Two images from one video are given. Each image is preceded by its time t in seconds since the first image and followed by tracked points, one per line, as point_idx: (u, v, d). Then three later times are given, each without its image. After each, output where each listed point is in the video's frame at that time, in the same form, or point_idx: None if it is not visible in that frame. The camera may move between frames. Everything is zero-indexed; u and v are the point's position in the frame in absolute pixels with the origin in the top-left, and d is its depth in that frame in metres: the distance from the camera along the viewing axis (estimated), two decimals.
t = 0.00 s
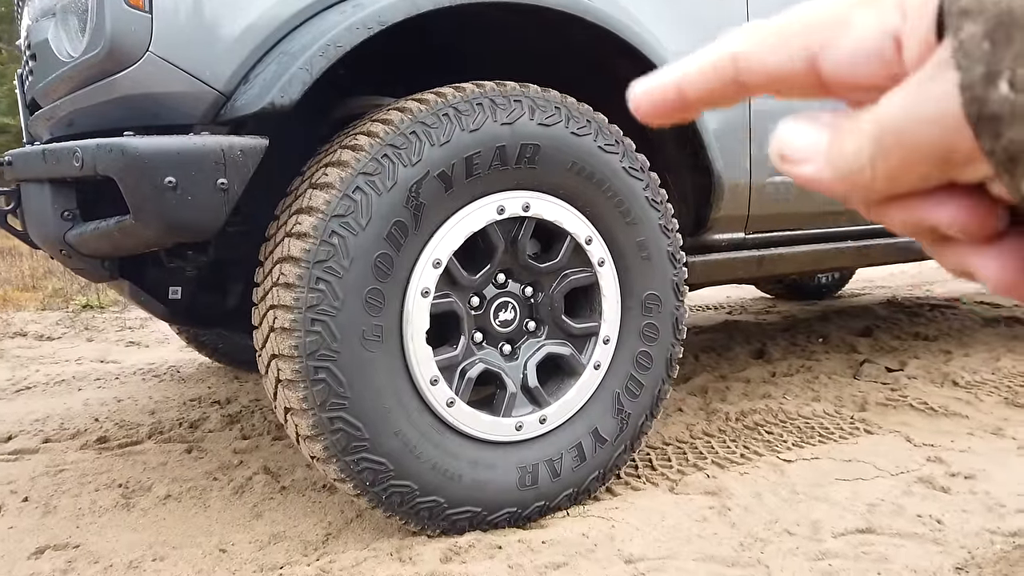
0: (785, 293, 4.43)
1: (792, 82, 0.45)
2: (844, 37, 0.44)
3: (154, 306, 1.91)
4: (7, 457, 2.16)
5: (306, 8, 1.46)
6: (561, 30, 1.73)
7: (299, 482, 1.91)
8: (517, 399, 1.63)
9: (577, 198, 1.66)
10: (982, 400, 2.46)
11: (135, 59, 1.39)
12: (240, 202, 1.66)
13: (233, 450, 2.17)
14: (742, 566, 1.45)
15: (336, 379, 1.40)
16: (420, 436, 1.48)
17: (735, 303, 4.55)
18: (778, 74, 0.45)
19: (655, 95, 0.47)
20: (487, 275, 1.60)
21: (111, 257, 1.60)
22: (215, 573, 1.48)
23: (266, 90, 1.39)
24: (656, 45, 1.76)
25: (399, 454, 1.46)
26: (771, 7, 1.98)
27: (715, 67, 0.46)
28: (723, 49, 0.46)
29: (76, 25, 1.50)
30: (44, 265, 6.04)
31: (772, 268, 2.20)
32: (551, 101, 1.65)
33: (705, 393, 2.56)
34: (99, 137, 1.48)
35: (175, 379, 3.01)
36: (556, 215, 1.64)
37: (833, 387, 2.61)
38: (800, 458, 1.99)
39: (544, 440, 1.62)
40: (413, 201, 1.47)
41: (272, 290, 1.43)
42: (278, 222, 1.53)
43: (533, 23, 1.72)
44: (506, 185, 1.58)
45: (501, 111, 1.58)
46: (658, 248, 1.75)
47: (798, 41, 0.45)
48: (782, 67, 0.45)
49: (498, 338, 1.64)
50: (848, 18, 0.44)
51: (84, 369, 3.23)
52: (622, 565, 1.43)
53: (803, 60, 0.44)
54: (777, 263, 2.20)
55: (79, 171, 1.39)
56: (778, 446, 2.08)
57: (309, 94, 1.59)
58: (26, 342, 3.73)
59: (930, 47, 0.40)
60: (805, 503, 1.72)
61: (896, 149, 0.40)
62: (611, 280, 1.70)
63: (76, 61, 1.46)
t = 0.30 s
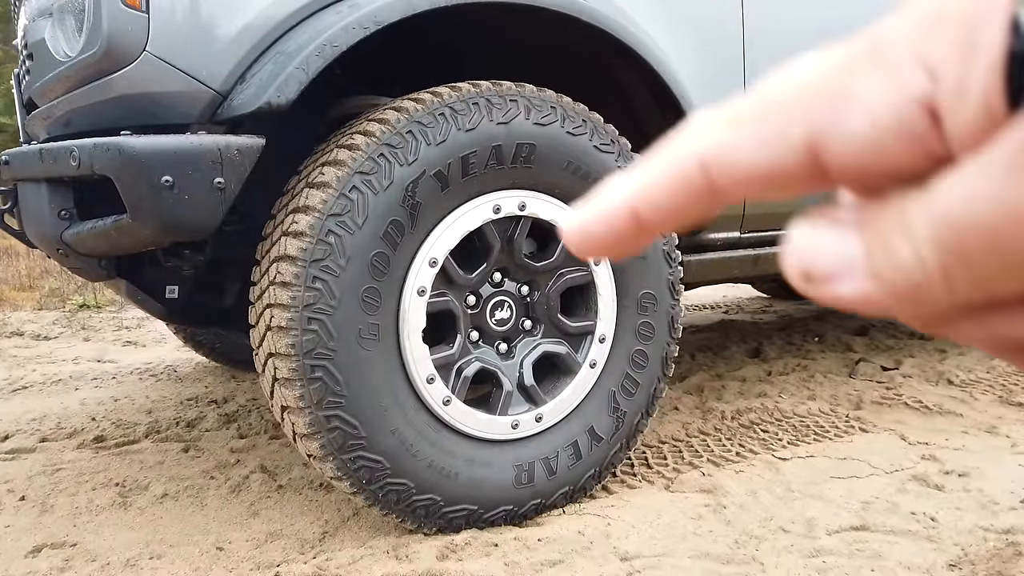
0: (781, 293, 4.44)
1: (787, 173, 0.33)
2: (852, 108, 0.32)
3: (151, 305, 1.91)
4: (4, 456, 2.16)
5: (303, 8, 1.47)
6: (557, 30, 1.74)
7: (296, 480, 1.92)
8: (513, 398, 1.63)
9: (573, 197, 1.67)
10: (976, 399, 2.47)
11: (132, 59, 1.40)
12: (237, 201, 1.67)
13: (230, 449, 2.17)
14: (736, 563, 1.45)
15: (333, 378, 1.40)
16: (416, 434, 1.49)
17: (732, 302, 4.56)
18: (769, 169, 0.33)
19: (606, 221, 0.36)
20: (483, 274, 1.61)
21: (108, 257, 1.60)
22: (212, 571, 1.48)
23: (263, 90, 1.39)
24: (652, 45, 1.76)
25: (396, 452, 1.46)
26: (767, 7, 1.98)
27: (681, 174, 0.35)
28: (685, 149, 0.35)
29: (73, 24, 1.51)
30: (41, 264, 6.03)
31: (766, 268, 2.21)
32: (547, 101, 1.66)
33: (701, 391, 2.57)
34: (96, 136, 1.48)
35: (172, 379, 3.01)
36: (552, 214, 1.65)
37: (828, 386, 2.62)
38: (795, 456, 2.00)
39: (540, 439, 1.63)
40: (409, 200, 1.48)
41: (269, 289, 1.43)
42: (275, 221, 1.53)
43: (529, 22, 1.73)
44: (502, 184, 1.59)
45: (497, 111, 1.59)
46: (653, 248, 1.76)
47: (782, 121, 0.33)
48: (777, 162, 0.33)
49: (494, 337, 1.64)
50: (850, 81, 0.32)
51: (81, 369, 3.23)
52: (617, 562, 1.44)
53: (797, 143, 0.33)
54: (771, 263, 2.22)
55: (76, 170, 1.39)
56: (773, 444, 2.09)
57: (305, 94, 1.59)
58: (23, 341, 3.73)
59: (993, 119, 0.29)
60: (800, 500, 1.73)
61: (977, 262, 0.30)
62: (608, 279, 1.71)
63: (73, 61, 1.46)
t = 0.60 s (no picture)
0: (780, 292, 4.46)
1: (989, 207, 0.24)
2: None
3: (151, 304, 1.91)
4: (2, 455, 2.16)
5: (304, 6, 1.47)
6: (558, 28, 1.74)
7: (296, 479, 1.92)
8: (514, 396, 1.63)
9: (573, 196, 1.67)
10: (974, 398, 2.48)
11: (133, 57, 1.40)
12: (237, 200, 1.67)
13: (230, 448, 2.17)
14: (737, 561, 1.46)
15: (335, 376, 1.40)
16: (417, 433, 1.49)
17: (730, 301, 4.57)
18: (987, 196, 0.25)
19: (820, 229, 0.29)
20: (484, 273, 1.61)
21: (108, 255, 1.60)
22: (213, 569, 1.48)
23: (264, 88, 1.39)
24: (652, 43, 1.76)
25: (397, 450, 1.46)
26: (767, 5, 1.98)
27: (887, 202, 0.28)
28: (899, 171, 0.28)
29: (74, 23, 1.51)
30: (39, 263, 6.01)
31: (766, 267, 2.21)
32: (548, 100, 1.66)
33: (700, 390, 2.57)
34: (96, 135, 1.48)
35: (171, 378, 3.01)
36: (552, 213, 1.65)
37: (827, 385, 2.62)
38: (795, 455, 2.00)
39: (541, 437, 1.63)
40: (410, 199, 1.48)
41: (270, 287, 1.43)
42: (276, 219, 1.53)
43: (529, 21, 1.73)
44: (503, 183, 1.59)
45: (498, 109, 1.59)
46: (654, 246, 1.76)
47: None
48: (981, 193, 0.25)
49: (495, 335, 1.64)
50: None
51: (79, 368, 3.23)
52: (618, 561, 1.44)
53: (1022, 179, 0.24)
54: (770, 263, 2.22)
55: (76, 168, 1.39)
56: (773, 443, 2.09)
57: (306, 92, 1.59)
58: (20, 341, 3.72)
59: None
60: (800, 499, 1.74)
61: None
62: (608, 277, 1.71)
63: (73, 59, 1.46)
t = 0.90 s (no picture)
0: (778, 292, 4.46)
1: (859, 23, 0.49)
2: None
3: (150, 305, 1.90)
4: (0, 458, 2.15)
5: (305, 7, 1.46)
6: (560, 29, 1.73)
7: (296, 481, 1.91)
8: (515, 398, 1.63)
9: (575, 197, 1.66)
10: (974, 399, 2.48)
11: (132, 58, 1.39)
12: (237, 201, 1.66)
13: (229, 450, 2.16)
14: (740, 564, 1.45)
15: (335, 379, 1.40)
16: (418, 436, 1.48)
17: (729, 302, 4.56)
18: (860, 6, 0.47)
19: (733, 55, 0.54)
20: (485, 274, 1.60)
21: (107, 257, 1.59)
22: (213, 573, 1.48)
23: (264, 89, 1.39)
24: (653, 44, 1.76)
25: (398, 453, 1.46)
26: (767, 6, 1.98)
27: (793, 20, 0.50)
28: None
29: (72, 23, 1.50)
30: (36, 263, 5.97)
31: (766, 268, 2.21)
32: (549, 101, 1.65)
33: (700, 391, 2.57)
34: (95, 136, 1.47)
35: (169, 379, 2.99)
36: (553, 214, 1.64)
37: (827, 386, 2.62)
38: (796, 456, 2.00)
39: (542, 439, 1.62)
40: (412, 200, 1.47)
41: (270, 289, 1.42)
42: (277, 220, 1.52)
43: (530, 22, 1.73)
44: (504, 184, 1.58)
45: (499, 110, 1.58)
46: (655, 247, 1.76)
47: None
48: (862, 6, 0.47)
49: (496, 337, 1.64)
50: None
51: (77, 369, 3.22)
52: (620, 564, 1.43)
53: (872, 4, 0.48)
54: (771, 264, 2.21)
55: (75, 170, 1.38)
56: (774, 444, 2.09)
57: (306, 93, 1.59)
58: (18, 342, 3.71)
59: None
60: (801, 501, 1.73)
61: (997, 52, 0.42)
62: (609, 279, 1.71)
63: (72, 60, 1.45)
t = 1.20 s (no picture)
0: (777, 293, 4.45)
1: None
2: None
3: (147, 307, 1.89)
4: None
5: (303, 6, 1.45)
6: (560, 29, 1.73)
7: (294, 484, 1.90)
8: (515, 401, 1.62)
9: (575, 198, 1.65)
10: (974, 399, 2.47)
11: (129, 58, 1.38)
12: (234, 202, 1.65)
13: (227, 452, 2.15)
14: (741, 567, 1.44)
15: (334, 382, 1.39)
16: (418, 438, 1.47)
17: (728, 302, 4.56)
18: None
19: None
20: (485, 276, 1.59)
21: (104, 258, 1.58)
22: None
23: (263, 89, 1.37)
24: (654, 44, 1.75)
25: (397, 456, 1.45)
26: (768, 6, 1.97)
27: None
28: None
29: (69, 22, 1.48)
30: (33, 263, 5.95)
31: (767, 269, 2.20)
32: (549, 101, 1.64)
33: (700, 392, 2.56)
34: (92, 136, 1.46)
35: (167, 380, 2.98)
36: (554, 216, 1.63)
37: (827, 387, 2.62)
38: (796, 458, 1.99)
39: (542, 442, 1.61)
40: (411, 201, 1.46)
41: (269, 291, 1.41)
42: (275, 221, 1.51)
43: (530, 22, 1.72)
44: (504, 185, 1.57)
45: (499, 110, 1.57)
46: (655, 249, 1.75)
47: None
48: None
49: (495, 339, 1.63)
50: None
51: (74, 370, 3.20)
52: (621, 567, 1.42)
53: None
54: (772, 264, 2.21)
55: (72, 171, 1.36)
56: (774, 446, 2.08)
57: (305, 93, 1.58)
58: (14, 343, 3.69)
59: None
60: (802, 503, 1.73)
61: None
62: (609, 280, 1.70)
63: (68, 60, 1.44)
